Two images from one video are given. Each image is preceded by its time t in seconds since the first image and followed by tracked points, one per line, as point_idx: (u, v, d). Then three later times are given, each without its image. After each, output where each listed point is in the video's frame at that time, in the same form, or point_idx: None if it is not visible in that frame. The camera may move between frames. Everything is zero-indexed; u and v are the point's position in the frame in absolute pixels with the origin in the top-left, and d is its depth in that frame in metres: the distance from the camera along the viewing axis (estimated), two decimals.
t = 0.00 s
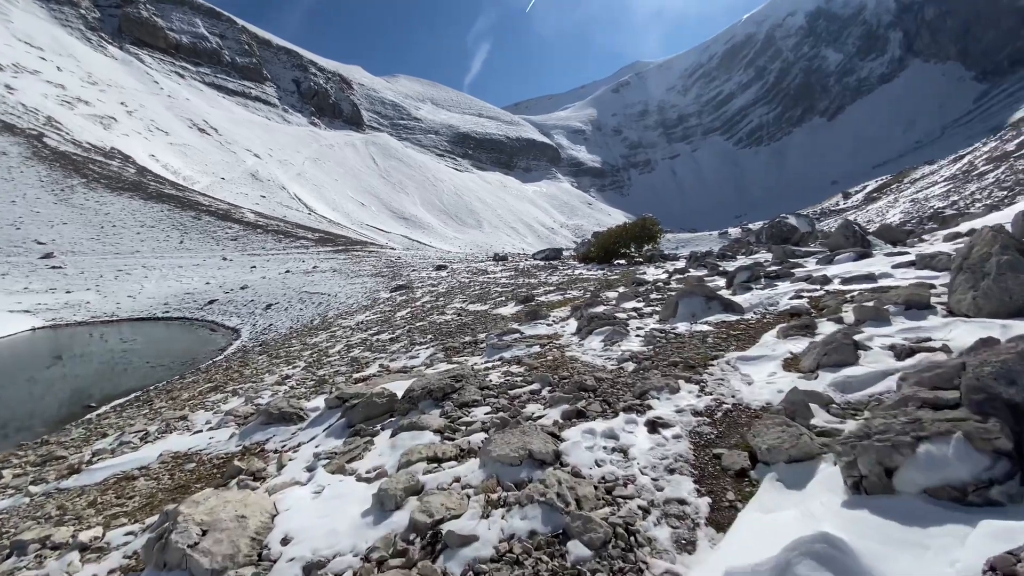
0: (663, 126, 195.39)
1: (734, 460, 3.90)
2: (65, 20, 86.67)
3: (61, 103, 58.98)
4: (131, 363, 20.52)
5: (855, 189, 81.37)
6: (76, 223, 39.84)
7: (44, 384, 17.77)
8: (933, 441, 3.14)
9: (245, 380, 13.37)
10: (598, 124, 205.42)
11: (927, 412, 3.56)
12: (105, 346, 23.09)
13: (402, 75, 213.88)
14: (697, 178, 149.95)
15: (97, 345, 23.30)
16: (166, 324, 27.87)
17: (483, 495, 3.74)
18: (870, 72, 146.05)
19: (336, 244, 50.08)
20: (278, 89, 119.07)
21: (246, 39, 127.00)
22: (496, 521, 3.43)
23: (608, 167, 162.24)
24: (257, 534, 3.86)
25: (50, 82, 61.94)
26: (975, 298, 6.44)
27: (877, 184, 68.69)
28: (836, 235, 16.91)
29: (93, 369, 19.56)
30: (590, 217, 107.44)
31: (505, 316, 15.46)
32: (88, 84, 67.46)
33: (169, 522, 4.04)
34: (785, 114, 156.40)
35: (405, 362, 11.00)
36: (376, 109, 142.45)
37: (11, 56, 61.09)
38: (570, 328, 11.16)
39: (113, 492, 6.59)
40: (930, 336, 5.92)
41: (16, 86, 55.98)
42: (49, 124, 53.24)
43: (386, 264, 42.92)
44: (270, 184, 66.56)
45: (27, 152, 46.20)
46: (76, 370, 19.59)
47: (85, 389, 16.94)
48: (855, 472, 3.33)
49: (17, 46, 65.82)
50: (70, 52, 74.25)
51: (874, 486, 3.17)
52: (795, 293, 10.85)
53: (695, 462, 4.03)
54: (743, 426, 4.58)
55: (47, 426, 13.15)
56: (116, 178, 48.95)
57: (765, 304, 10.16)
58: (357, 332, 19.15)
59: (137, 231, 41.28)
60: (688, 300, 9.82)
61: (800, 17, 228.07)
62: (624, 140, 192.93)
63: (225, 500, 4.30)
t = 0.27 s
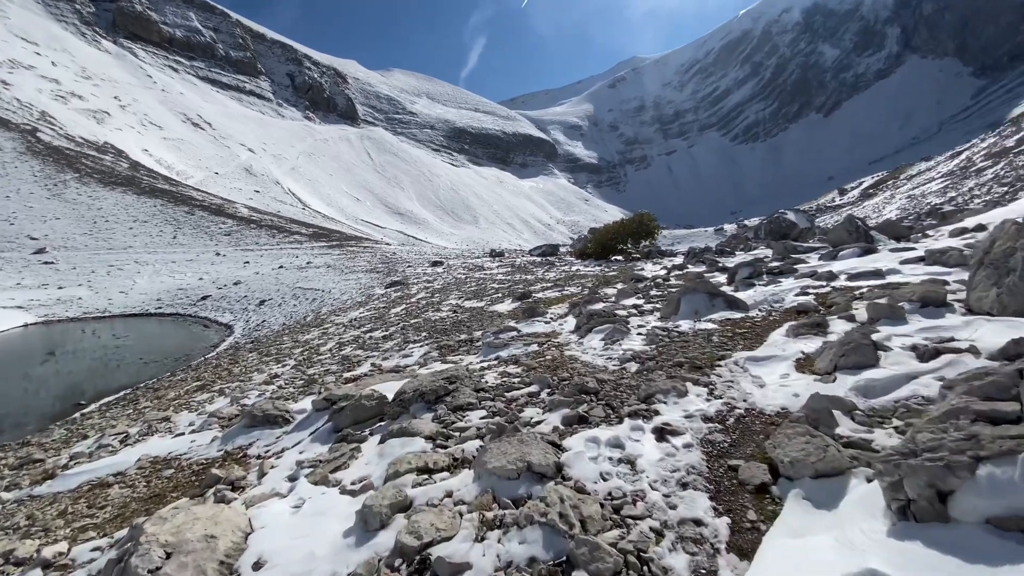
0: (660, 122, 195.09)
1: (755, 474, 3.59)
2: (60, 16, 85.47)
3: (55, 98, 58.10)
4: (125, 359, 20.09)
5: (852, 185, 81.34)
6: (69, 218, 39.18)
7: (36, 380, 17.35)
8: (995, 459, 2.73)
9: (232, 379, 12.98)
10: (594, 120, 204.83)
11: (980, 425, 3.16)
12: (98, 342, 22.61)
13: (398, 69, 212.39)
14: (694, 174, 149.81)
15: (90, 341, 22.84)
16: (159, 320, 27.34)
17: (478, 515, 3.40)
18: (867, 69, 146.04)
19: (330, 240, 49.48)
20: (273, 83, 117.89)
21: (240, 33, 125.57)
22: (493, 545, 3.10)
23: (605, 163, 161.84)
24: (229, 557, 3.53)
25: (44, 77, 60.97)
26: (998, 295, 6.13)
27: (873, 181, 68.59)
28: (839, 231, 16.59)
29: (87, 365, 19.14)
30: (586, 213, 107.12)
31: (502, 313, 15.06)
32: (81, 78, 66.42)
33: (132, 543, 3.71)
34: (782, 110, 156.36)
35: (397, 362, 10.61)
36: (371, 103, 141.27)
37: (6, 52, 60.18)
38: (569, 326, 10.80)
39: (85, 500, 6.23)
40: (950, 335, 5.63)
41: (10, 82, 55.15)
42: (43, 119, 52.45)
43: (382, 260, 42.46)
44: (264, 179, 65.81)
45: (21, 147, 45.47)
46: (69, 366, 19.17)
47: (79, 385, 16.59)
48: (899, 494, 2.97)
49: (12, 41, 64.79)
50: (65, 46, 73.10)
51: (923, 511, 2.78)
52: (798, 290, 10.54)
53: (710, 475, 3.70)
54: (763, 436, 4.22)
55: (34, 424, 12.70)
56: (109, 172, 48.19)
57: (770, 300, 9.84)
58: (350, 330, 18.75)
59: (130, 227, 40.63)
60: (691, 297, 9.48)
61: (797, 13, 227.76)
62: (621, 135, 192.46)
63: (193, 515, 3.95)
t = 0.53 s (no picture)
0: (654, 121, 195.30)
1: (767, 499, 3.32)
2: (53, 12, 84.21)
3: (48, 95, 57.12)
4: (115, 358, 19.62)
5: (845, 184, 81.66)
6: (60, 215, 38.46)
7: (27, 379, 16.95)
8: None
9: (217, 382, 12.57)
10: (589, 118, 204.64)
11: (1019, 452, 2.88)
12: (88, 341, 22.09)
13: (392, 66, 211.09)
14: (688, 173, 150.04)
15: (81, 340, 22.35)
16: (149, 318, 26.82)
17: (467, 547, 3.10)
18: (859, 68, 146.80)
19: (323, 237, 48.97)
20: (265, 80, 116.79)
21: (232, 29, 124.30)
22: None
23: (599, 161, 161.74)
24: None
25: (38, 74, 59.92)
26: (1012, 301, 5.87)
27: (866, 180, 68.79)
28: (837, 231, 16.40)
29: (78, 364, 18.73)
30: (581, 211, 106.91)
31: (495, 314, 14.77)
32: (74, 74, 65.33)
33: None
34: (775, 109, 156.87)
35: (386, 366, 10.29)
36: (365, 100, 140.24)
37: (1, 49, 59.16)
38: (564, 328, 10.52)
39: (53, 515, 5.87)
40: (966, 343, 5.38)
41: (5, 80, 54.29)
42: (36, 116, 51.61)
43: (375, 258, 42.04)
44: (257, 176, 65.07)
45: (14, 145, 44.73)
46: (59, 364, 18.74)
47: (70, 385, 16.14)
48: (935, 529, 2.69)
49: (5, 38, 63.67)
50: (59, 44, 71.92)
51: (968, 556, 2.45)
52: (799, 292, 10.30)
53: (720, 499, 3.41)
54: (774, 454, 3.93)
55: (20, 425, 12.28)
56: (100, 169, 47.40)
57: (771, 303, 9.57)
58: (340, 330, 18.37)
59: (121, 224, 39.92)
60: (689, 299, 9.22)
61: (790, 12, 228.53)
62: (616, 134, 192.47)
63: (155, 545, 3.63)
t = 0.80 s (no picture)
0: (651, 126, 195.68)
1: (784, 533, 2.99)
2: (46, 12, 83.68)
3: (40, 96, 56.67)
4: (109, 362, 19.20)
5: (841, 190, 81.68)
6: (52, 218, 37.98)
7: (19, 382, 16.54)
8: None
9: (202, 390, 12.14)
10: (587, 123, 205.11)
11: None
12: (79, 345, 21.62)
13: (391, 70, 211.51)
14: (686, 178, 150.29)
15: (72, 343, 21.89)
16: (143, 322, 26.36)
17: None
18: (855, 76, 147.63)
19: (320, 241, 48.61)
20: (263, 83, 116.62)
21: (231, 32, 124.17)
22: None
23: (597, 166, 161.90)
24: None
25: (30, 75, 59.36)
26: None
27: (862, 186, 68.89)
28: (838, 235, 16.12)
29: (70, 367, 18.32)
30: (579, 216, 106.80)
31: (490, 319, 14.41)
32: (68, 76, 64.91)
33: None
34: (772, 115, 157.58)
35: (376, 373, 9.93)
36: (364, 105, 140.17)
37: None
38: (561, 335, 10.17)
39: (9, 535, 5.45)
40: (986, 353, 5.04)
41: None
42: (28, 118, 51.17)
43: (372, 262, 41.70)
44: (255, 180, 64.71)
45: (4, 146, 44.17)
46: (52, 368, 18.34)
47: (62, 389, 15.70)
48: None
49: None
50: (52, 44, 71.46)
51: None
52: (803, 297, 9.98)
53: (732, 533, 3.06)
54: (787, 476, 3.61)
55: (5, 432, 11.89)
56: (94, 172, 46.93)
57: (774, 309, 9.26)
58: (333, 335, 17.96)
59: (115, 227, 39.46)
60: (691, 305, 8.87)
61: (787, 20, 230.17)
62: (613, 139, 192.95)
63: None
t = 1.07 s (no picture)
0: (647, 133, 196.71)
1: None
2: (40, 15, 83.14)
3: (31, 98, 56.08)
4: (97, 368, 18.68)
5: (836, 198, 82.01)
6: (41, 221, 37.33)
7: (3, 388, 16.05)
8: None
9: (183, 400, 11.70)
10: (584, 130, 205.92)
11: None
12: (67, 351, 21.09)
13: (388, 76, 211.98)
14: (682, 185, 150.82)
15: (59, 349, 21.32)
16: (133, 328, 25.78)
17: None
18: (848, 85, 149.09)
19: (315, 246, 48.18)
20: (260, 88, 116.39)
21: (227, 37, 124.03)
22: None
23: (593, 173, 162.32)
24: None
25: (21, 77, 58.78)
26: None
27: (855, 194, 69.20)
28: (838, 243, 15.85)
29: (56, 373, 17.81)
30: (575, 222, 106.78)
31: (482, 327, 14.02)
32: (61, 79, 64.38)
33: None
34: (766, 123, 158.73)
35: (362, 385, 9.52)
36: (360, 110, 140.04)
37: None
38: (555, 344, 9.79)
39: None
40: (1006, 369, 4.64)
41: None
42: (18, 119, 50.51)
43: (367, 267, 41.27)
44: (250, 185, 64.22)
45: None
46: (38, 373, 17.85)
47: (49, 396, 15.18)
48: None
49: None
50: (45, 46, 70.91)
51: None
52: (805, 306, 9.62)
53: None
54: (805, 513, 3.23)
55: None
56: (86, 175, 46.33)
57: (777, 318, 8.91)
58: (323, 343, 17.53)
59: (106, 231, 38.83)
60: (692, 314, 8.52)
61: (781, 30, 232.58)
62: (609, 146, 193.74)
63: None
